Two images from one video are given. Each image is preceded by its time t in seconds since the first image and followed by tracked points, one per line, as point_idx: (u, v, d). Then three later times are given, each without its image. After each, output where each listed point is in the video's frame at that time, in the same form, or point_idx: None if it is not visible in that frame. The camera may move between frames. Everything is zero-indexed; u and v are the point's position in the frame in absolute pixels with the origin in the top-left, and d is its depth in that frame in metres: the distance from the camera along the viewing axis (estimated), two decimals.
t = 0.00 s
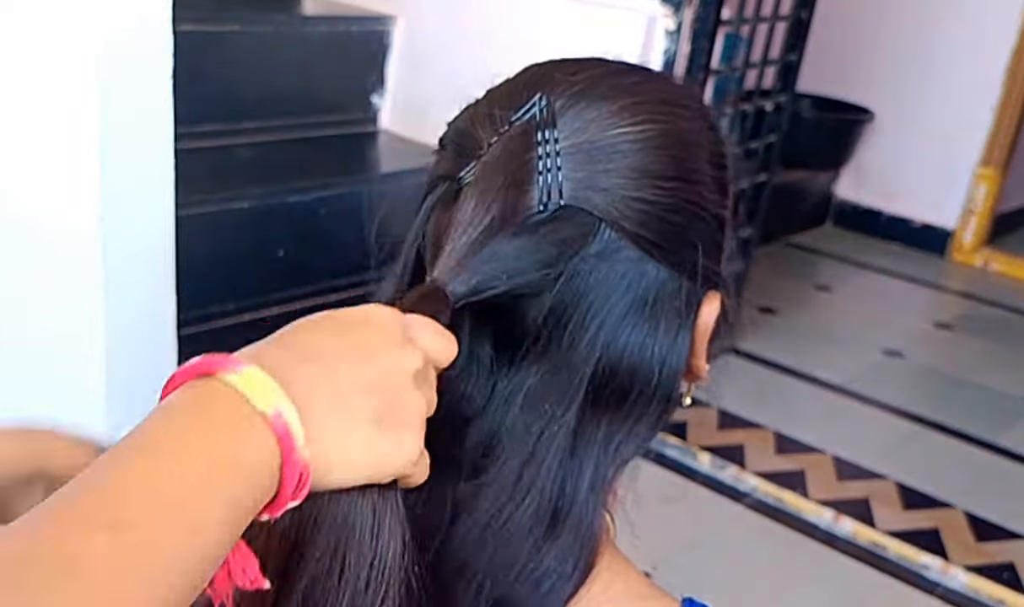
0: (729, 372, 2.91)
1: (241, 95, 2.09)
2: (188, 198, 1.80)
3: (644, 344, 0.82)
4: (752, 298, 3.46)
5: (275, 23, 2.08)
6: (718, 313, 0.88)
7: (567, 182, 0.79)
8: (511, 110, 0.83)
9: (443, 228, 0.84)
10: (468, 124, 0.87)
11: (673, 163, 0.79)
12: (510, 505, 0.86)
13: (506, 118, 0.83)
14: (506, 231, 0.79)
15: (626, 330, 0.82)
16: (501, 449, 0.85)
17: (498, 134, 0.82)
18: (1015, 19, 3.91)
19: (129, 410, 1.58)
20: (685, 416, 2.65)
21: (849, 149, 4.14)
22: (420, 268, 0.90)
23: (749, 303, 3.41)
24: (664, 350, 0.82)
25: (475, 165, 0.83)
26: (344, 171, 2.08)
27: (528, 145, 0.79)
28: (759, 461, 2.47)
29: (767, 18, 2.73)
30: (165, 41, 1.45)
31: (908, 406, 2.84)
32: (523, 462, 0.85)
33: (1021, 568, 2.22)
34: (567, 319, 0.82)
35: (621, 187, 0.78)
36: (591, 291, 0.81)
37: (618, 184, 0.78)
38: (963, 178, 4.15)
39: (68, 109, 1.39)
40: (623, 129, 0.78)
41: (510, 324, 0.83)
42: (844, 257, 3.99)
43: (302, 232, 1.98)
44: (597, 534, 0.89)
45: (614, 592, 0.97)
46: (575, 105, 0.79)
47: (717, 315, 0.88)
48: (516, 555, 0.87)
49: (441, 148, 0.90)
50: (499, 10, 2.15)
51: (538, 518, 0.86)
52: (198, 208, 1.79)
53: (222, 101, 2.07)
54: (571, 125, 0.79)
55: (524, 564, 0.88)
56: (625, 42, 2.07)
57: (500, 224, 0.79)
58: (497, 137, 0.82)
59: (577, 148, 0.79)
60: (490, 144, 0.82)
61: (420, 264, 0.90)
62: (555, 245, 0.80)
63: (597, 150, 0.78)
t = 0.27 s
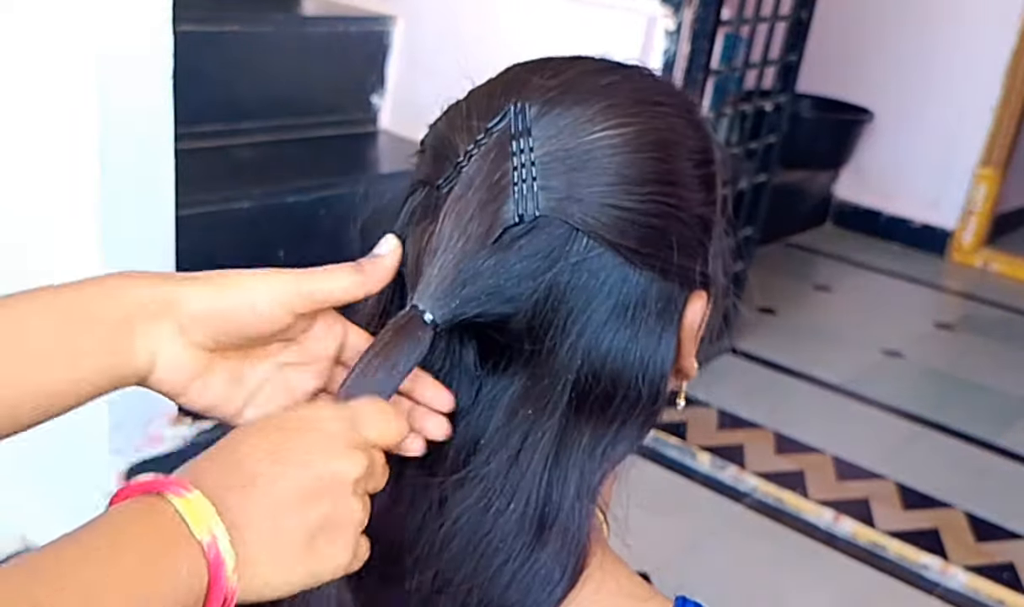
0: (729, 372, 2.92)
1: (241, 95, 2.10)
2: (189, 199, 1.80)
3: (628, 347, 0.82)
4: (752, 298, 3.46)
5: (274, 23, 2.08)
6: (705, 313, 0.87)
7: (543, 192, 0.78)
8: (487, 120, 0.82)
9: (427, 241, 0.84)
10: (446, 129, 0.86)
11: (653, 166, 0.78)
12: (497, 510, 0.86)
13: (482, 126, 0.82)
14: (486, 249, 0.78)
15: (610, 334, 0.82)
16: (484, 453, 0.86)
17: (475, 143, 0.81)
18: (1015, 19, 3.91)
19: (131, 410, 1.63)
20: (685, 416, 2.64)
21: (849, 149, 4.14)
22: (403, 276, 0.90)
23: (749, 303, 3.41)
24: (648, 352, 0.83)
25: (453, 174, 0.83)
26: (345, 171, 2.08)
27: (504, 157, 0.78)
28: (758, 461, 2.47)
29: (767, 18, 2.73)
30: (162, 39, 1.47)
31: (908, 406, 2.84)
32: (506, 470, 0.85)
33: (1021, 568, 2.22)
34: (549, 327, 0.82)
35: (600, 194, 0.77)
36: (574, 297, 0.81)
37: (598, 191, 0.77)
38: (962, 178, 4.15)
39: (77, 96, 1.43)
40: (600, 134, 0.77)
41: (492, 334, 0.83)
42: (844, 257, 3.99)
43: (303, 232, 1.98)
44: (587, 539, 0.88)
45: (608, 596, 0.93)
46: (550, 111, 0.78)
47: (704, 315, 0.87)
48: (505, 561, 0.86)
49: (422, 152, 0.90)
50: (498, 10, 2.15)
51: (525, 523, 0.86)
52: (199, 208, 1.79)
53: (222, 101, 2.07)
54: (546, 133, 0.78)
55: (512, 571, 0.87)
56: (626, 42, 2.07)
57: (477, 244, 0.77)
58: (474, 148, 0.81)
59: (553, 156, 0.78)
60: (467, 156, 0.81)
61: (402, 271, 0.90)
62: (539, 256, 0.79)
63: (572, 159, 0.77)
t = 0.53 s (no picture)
0: (728, 372, 2.92)
1: (241, 96, 2.10)
2: (190, 199, 1.81)
3: (627, 343, 0.83)
4: (751, 298, 3.47)
5: (275, 24, 2.09)
6: (705, 308, 0.89)
7: (544, 191, 0.79)
8: (487, 120, 0.83)
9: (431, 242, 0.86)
10: (447, 129, 0.87)
11: (652, 164, 0.79)
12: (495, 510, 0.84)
13: (482, 126, 0.83)
14: (491, 252, 0.81)
15: (609, 329, 0.82)
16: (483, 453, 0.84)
17: (475, 142, 0.83)
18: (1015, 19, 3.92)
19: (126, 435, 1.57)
20: (684, 416, 2.65)
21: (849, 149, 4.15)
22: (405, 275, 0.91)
23: (749, 303, 3.42)
24: (648, 348, 0.83)
25: (455, 174, 0.85)
26: (345, 172, 2.09)
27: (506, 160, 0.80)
28: (758, 461, 2.48)
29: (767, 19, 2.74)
30: (162, 42, 1.45)
31: (907, 406, 2.85)
32: (507, 466, 0.84)
33: (1020, 567, 2.23)
34: (548, 323, 0.82)
35: (601, 193, 0.79)
36: (573, 293, 0.81)
37: (598, 191, 0.79)
38: (962, 178, 4.16)
39: (73, 99, 1.42)
40: (598, 133, 0.78)
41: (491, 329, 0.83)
42: (843, 257, 3.99)
43: (303, 233, 1.99)
44: (588, 537, 0.87)
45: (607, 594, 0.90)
46: (550, 112, 0.80)
47: (704, 311, 0.88)
48: (504, 557, 0.85)
49: (423, 152, 0.91)
50: (498, 12, 2.16)
51: (524, 519, 0.85)
52: (200, 209, 1.80)
53: (223, 102, 2.08)
54: (546, 133, 0.79)
55: (512, 567, 0.85)
56: (625, 43, 2.08)
57: (483, 245, 0.81)
58: (475, 147, 0.82)
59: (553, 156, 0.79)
60: (468, 156, 0.83)
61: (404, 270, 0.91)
62: (539, 254, 0.81)
63: (571, 157, 0.78)
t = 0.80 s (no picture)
0: (728, 372, 2.92)
1: (241, 96, 2.10)
2: (190, 199, 1.81)
3: (633, 343, 0.83)
4: (751, 298, 3.47)
5: (275, 24, 2.09)
6: (710, 309, 0.88)
7: (551, 188, 0.80)
8: (495, 116, 0.84)
9: (433, 234, 0.86)
10: (454, 129, 0.87)
11: (659, 162, 0.79)
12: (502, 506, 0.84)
13: (491, 124, 0.84)
14: (498, 242, 0.81)
15: (615, 329, 0.82)
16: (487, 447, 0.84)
17: (483, 140, 0.83)
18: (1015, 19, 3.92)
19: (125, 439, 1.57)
20: (684, 416, 2.65)
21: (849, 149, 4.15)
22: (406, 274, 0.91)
23: (748, 303, 3.42)
24: (653, 349, 0.83)
25: (462, 171, 0.85)
26: (345, 172, 2.09)
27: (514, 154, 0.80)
28: (758, 461, 2.48)
29: (767, 19, 2.73)
30: (162, 42, 1.45)
31: (907, 406, 2.85)
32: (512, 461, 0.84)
33: (1020, 567, 2.23)
34: (553, 322, 0.82)
35: (606, 191, 0.79)
36: (578, 292, 0.81)
37: (604, 189, 0.79)
38: (962, 178, 4.16)
39: (75, 98, 1.41)
40: (607, 130, 0.79)
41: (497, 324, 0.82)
42: (843, 257, 3.99)
43: (303, 232, 1.99)
44: (591, 539, 0.87)
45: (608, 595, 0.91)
46: (558, 109, 0.80)
47: (709, 312, 0.88)
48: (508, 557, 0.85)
49: (429, 152, 0.91)
50: (499, 12, 2.16)
51: (527, 519, 0.84)
52: (200, 209, 1.80)
53: (223, 102, 2.08)
54: (554, 130, 0.79)
55: (516, 567, 0.85)
56: (626, 43, 2.09)
57: (490, 233, 0.81)
58: (483, 144, 0.83)
59: (561, 152, 0.79)
60: (476, 153, 0.83)
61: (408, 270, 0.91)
62: (544, 251, 0.81)
63: (579, 154, 0.79)
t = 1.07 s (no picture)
0: (728, 372, 2.92)
1: (242, 97, 2.10)
2: (190, 199, 1.81)
3: (625, 344, 0.83)
4: (751, 298, 3.47)
5: (274, 24, 2.09)
6: (702, 310, 0.89)
7: (543, 184, 0.80)
8: (488, 111, 0.84)
9: (418, 228, 0.86)
10: (447, 126, 0.88)
11: (653, 161, 0.79)
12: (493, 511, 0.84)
13: (484, 118, 0.84)
14: (481, 236, 0.81)
15: (607, 329, 0.82)
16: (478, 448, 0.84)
17: (475, 135, 0.84)
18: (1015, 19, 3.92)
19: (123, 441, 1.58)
20: (684, 416, 2.65)
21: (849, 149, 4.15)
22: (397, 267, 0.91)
23: (748, 303, 3.42)
24: (645, 350, 0.84)
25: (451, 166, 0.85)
26: (345, 172, 2.09)
27: (505, 149, 0.81)
28: (757, 461, 2.48)
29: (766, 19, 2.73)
30: (167, 43, 1.46)
31: (907, 406, 2.85)
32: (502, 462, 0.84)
33: (1020, 567, 2.23)
34: (545, 321, 0.81)
35: (599, 189, 0.79)
36: (569, 290, 0.81)
37: (597, 187, 0.79)
38: (962, 178, 4.15)
39: (78, 98, 1.42)
40: (602, 128, 0.79)
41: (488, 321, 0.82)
42: (843, 258, 3.99)
43: (303, 232, 1.99)
44: (580, 541, 0.88)
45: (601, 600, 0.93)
46: (552, 105, 0.80)
47: (700, 314, 0.88)
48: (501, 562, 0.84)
49: (423, 147, 0.91)
50: (498, 12, 2.16)
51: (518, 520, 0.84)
52: (200, 209, 1.80)
53: (223, 102, 2.08)
54: (548, 126, 0.80)
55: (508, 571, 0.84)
56: (626, 42, 2.09)
57: (472, 227, 0.81)
58: (473, 139, 0.83)
59: (554, 148, 0.80)
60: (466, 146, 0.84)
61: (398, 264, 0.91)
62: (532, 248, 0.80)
63: (572, 151, 0.79)
